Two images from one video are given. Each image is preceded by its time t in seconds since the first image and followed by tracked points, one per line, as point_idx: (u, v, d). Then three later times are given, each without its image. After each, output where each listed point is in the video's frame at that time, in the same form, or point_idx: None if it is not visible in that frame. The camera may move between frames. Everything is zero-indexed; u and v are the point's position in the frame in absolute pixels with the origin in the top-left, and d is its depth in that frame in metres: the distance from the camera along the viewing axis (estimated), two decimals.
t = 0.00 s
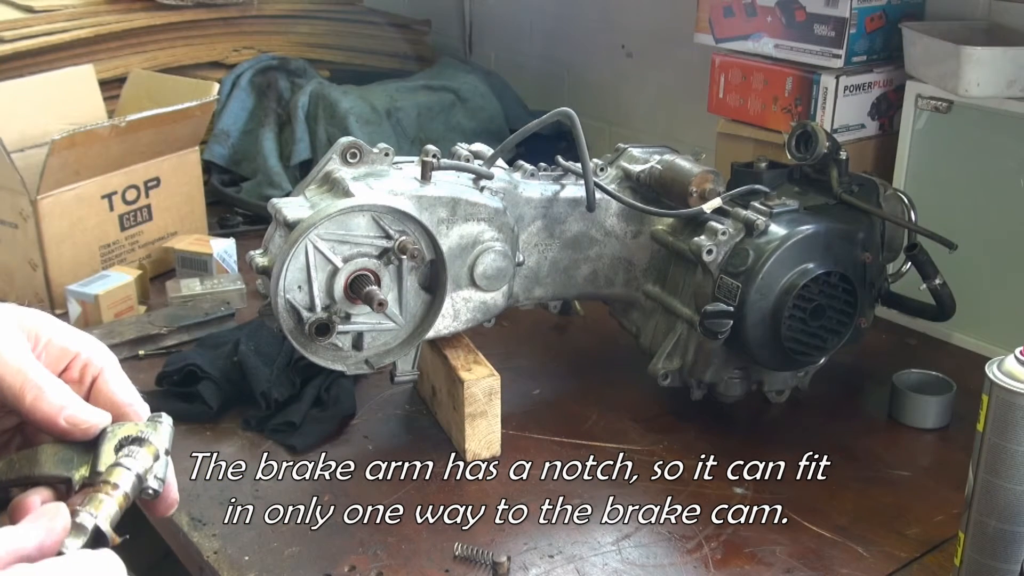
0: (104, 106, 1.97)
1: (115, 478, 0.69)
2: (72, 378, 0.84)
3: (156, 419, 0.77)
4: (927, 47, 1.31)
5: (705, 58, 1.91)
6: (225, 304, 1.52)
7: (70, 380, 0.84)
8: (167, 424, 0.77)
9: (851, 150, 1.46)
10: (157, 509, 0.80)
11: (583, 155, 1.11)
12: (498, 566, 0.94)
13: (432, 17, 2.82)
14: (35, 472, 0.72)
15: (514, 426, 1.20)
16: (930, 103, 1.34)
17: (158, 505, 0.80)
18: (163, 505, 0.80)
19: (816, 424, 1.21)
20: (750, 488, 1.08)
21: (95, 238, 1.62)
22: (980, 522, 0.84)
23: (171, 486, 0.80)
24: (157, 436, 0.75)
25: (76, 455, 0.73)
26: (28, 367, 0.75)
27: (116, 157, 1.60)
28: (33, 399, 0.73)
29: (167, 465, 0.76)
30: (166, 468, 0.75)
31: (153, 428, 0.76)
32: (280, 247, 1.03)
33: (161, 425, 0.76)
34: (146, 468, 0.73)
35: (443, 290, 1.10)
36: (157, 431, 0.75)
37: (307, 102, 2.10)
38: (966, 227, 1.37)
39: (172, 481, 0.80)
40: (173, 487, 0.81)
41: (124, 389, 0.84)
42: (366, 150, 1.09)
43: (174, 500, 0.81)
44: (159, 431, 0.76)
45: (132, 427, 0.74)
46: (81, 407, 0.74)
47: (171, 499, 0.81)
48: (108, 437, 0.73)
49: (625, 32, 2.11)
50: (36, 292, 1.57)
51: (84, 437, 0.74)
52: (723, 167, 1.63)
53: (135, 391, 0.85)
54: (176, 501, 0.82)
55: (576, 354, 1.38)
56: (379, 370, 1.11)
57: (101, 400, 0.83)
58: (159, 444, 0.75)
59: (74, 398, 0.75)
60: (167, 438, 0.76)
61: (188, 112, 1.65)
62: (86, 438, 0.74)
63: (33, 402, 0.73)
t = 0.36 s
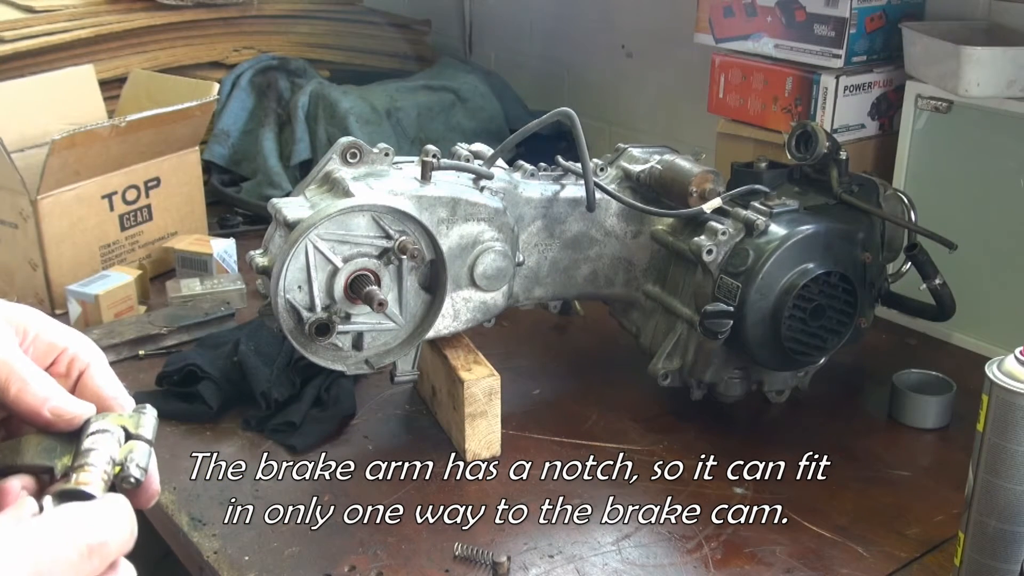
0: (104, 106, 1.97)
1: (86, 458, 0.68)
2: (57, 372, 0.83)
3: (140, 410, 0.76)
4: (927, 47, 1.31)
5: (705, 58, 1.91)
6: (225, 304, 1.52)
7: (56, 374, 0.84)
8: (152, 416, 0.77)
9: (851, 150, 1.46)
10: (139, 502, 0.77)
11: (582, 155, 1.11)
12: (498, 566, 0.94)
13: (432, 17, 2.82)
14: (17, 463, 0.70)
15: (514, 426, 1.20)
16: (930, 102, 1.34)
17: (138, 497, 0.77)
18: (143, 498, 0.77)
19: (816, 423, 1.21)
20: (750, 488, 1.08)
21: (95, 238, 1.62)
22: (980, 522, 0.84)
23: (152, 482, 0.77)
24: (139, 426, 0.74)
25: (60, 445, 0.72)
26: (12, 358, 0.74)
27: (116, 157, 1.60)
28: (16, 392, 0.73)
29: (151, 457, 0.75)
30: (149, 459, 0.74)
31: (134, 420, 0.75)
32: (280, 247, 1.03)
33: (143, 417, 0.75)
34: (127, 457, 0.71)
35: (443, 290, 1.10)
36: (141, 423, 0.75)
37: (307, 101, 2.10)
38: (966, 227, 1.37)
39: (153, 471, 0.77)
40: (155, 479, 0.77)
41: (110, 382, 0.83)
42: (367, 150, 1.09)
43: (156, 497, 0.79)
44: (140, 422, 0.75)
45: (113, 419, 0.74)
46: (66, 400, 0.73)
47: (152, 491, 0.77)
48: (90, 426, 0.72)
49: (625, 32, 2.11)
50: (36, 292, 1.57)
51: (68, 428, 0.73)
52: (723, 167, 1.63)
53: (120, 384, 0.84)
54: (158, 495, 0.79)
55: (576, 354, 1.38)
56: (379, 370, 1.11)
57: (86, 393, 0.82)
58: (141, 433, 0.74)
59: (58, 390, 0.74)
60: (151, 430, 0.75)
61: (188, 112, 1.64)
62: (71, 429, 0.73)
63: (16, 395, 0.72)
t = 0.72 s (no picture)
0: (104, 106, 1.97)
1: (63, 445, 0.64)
2: (45, 370, 0.83)
3: (127, 405, 0.74)
4: (927, 47, 1.31)
5: (705, 58, 1.91)
6: (225, 304, 1.52)
7: (44, 372, 0.83)
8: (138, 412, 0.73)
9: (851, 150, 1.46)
10: (123, 497, 0.75)
11: (583, 155, 1.11)
12: (498, 566, 0.94)
13: (432, 17, 2.82)
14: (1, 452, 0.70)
15: (514, 426, 1.20)
16: (930, 103, 1.34)
17: (123, 491, 0.75)
18: (128, 491, 0.75)
19: (816, 423, 1.21)
20: (750, 488, 1.08)
21: (95, 238, 1.62)
22: (980, 522, 0.84)
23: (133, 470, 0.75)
24: (126, 421, 0.71)
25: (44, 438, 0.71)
26: None
27: (116, 157, 1.60)
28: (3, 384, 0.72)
29: (137, 452, 0.72)
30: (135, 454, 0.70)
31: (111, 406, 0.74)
32: (280, 246, 1.03)
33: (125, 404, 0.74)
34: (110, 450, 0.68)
35: (443, 290, 1.10)
36: (128, 417, 0.72)
37: (307, 101, 2.10)
38: (966, 227, 1.37)
39: (138, 463, 0.75)
40: (140, 471, 0.76)
41: (98, 380, 0.83)
42: (367, 150, 1.09)
43: (143, 488, 0.77)
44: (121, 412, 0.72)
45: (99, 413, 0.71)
46: (53, 394, 0.73)
47: (137, 484, 0.76)
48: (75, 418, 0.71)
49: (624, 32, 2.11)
50: (36, 292, 1.57)
51: (54, 422, 0.73)
52: (723, 167, 1.63)
53: (108, 382, 0.85)
54: (144, 488, 0.77)
55: (576, 354, 1.38)
56: (379, 369, 1.11)
57: (73, 391, 0.82)
58: (127, 427, 0.71)
59: (45, 384, 0.74)
60: (137, 424, 0.72)
61: (188, 112, 1.64)
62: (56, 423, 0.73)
63: (4, 387, 0.72)
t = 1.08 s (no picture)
0: (104, 106, 1.97)
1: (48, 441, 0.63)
2: (27, 364, 0.82)
3: (101, 397, 0.74)
4: (927, 47, 1.32)
5: (705, 58, 1.91)
6: (225, 304, 1.52)
7: (26, 367, 0.82)
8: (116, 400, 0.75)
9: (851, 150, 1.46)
10: (107, 491, 0.72)
11: (583, 156, 1.11)
12: (498, 566, 0.94)
13: (432, 18, 2.82)
14: None
15: (514, 426, 1.20)
16: (930, 103, 1.34)
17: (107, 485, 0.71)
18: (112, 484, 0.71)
19: (816, 423, 1.21)
20: (750, 488, 1.08)
21: (95, 238, 1.62)
22: (980, 522, 0.84)
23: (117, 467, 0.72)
24: (103, 414, 0.71)
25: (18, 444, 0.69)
26: None
27: (116, 157, 1.60)
28: None
29: (118, 442, 0.72)
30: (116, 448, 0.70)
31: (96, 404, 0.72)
32: (280, 247, 1.03)
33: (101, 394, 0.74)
34: (94, 447, 0.67)
35: (443, 290, 1.10)
36: (104, 411, 0.72)
37: (307, 101, 2.11)
38: (966, 227, 1.37)
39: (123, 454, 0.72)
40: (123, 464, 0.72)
41: (81, 371, 0.83)
42: (367, 150, 1.09)
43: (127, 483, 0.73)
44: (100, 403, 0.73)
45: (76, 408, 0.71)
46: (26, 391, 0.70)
47: (121, 477, 0.72)
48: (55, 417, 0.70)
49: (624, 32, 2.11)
50: (36, 292, 1.57)
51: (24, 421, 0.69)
52: (723, 167, 1.63)
53: (90, 372, 0.85)
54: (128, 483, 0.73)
55: (576, 354, 1.38)
56: (379, 370, 1.11)
57: (57, 384, 0.82)
58: (105, 421, 0.71)
59: (18, 380, 0.70)
60: (114, 417, 0.72)
61: (188, 112, 1.64)
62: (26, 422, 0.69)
63: None
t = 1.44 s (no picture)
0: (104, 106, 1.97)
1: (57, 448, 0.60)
2: (19, 363, 0.82)
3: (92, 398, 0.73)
4: (927, 47, 1.32)
5: (705, 58, 1.91)
6: (225, 304, 1.52)
7: (18, 366, 0.82)
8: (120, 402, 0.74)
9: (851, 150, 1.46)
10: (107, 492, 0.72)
11: (583, 156, 1.11)
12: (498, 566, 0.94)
13: (433, 17, 2.83)
14: None
15: (515, 426, 1.20)
16: (930, 102, 1.34)
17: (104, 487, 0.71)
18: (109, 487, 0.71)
19: (815, 423, 1.21)
20: (750, 489, 1.08)
21: (95, 238, 1.62)
22: (980, 522, 0.84)
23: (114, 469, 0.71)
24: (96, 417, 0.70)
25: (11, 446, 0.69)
26: None
27: (116, 157, 1.60)
28: None
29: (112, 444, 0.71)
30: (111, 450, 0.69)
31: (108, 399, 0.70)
32: (280, 247, 1.03)
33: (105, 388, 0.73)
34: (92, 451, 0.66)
35: (443, 290, 1.10)
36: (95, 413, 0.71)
37: (307, 101, 2.11)
38: (966, 227, 1.37)
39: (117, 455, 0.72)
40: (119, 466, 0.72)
41: (75, 370, 0.83)
42: (367, 150, 1.09)
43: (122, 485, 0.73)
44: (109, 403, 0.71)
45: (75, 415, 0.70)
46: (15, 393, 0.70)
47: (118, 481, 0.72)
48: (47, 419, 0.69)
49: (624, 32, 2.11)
50: (36, 292, 1.57)
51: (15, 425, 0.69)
52: (723, 167, 1.63)
53: (86, 370, 0.84)
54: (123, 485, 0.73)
55: (576, 354, 1.38)
56: (379, 370, 1.11)
57: (50, 383, 0.81)
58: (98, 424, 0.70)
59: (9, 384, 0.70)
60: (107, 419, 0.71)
61: (188, 112, 1.64)
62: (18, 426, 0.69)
63: None
